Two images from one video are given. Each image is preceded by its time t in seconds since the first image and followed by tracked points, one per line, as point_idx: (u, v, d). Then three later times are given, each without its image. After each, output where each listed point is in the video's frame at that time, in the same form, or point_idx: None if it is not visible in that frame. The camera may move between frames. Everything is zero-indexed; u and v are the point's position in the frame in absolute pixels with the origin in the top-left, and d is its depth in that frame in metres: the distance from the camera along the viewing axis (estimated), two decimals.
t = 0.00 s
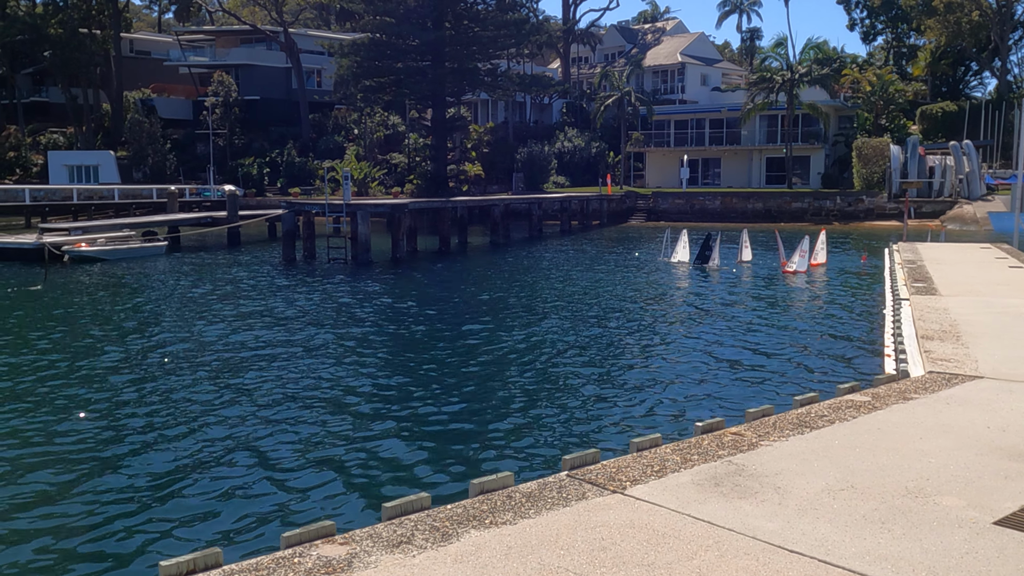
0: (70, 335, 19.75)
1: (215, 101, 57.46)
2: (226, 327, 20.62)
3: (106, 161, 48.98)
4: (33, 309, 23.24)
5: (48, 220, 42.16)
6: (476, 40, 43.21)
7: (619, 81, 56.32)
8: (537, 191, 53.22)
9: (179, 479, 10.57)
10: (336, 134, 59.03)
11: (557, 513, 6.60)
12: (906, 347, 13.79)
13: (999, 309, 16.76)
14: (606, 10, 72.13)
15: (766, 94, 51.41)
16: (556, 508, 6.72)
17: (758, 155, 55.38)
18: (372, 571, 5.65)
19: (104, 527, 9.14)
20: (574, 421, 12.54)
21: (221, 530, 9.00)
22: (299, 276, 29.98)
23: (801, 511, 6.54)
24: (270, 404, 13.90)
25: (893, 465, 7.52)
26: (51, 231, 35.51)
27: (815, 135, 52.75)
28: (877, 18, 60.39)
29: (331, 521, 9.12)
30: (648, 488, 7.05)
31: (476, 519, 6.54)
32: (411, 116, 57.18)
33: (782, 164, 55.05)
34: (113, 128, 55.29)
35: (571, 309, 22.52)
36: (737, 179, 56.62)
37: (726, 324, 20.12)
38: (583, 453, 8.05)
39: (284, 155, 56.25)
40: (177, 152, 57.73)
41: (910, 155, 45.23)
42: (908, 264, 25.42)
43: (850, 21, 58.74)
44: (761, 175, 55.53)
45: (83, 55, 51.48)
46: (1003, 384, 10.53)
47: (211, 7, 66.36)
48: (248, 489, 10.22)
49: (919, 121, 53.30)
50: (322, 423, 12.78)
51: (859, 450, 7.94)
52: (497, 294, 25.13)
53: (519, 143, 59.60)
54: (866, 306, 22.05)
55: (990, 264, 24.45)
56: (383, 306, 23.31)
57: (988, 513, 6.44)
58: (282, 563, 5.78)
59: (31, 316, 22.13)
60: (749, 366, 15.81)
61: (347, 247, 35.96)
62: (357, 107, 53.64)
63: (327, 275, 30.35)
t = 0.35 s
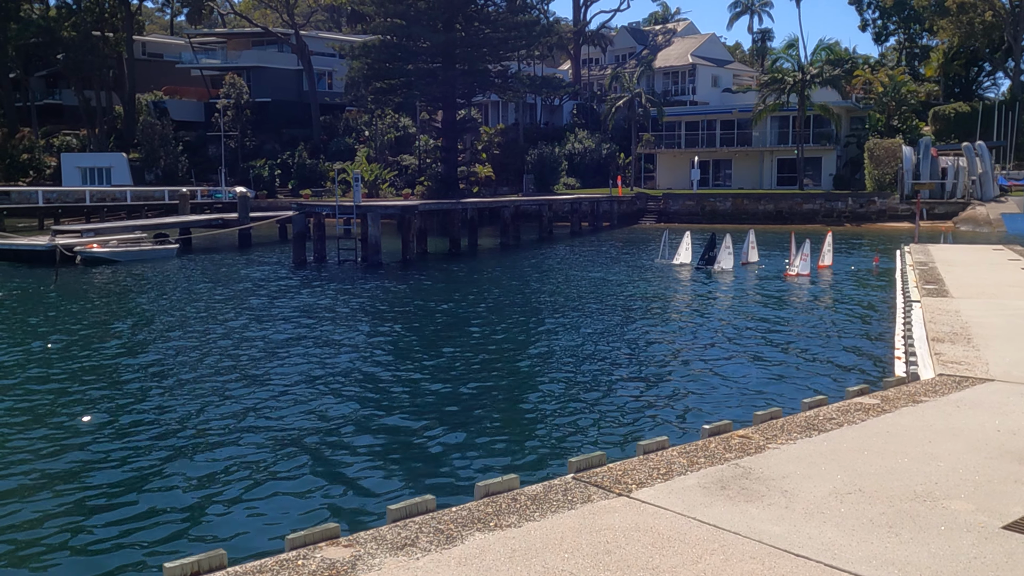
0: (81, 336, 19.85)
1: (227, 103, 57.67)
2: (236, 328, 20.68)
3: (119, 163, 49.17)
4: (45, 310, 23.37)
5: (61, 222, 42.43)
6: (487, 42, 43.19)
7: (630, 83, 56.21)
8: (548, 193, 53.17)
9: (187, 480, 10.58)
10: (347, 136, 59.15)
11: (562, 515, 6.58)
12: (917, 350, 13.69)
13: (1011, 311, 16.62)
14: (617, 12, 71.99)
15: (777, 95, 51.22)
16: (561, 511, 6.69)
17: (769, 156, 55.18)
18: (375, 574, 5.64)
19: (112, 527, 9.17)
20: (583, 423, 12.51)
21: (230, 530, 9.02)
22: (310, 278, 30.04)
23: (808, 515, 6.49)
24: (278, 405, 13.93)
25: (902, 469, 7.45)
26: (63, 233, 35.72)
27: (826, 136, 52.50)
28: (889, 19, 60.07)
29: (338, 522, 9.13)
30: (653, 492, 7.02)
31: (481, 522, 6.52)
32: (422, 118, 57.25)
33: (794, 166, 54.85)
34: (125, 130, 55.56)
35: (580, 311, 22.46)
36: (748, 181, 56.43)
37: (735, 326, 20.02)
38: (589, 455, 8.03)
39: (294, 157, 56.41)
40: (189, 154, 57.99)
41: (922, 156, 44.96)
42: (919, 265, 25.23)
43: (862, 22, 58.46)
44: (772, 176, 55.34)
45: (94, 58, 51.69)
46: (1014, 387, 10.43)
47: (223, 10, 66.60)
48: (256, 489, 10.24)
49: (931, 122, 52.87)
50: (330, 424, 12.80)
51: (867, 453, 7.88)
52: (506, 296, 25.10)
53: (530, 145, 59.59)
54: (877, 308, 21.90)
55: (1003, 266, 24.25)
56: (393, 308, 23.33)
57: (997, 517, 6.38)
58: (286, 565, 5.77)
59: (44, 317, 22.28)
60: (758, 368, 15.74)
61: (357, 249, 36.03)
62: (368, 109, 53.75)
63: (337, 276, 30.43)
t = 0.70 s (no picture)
0: (86, 335, 19.88)
1: (232, 103, 57.76)
2: (240, 327, 20.69)
3: (125, 163, 49.25)
4: (50, 309, 23.41)
5: (67, 222, 42.51)
6: (492, 42, 43.21)
7: (635, 82, 56.12)
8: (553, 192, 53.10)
9: (189, 479, 10.58)
10: (353, 135, 59.20)
11: (561, 517, 6.55)
12: (921, 350, 13.63)
13: (1016, 312, 16.54)
14: (622, 11, 71.90)
15: (783, 95, 51.11)
16: (561, 512, 6.66)
17: (775, 156, 55.05)
18: None
19: (113, 526, 9.17)
20: (586, 422, 12.50)
21: (231, 529, 9.01)
22: (314, 277, 30.03)
23: (810, 517, 6.45)
24: (281, 404, 13.92)
25: (905, 471, 7.40)
26: (69, 232, 35.79)
27: (832, 136, 52.34)
28: (895, 18, 59.93)
29: (338, 522, 9.11)
30: (654, 493, 6.98)
31: (480, 524, 6.50)
32: (428, 118, 57.21)
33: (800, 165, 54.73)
34: (131, 129, 55.68)
35: (584, 311, 22.43)
36: (754, 180, 56.29)
37: (739, 326, 19.96)
38: (590, 456, 8.00)
39: (300, 156, 56.44)
40: (195, 154, 58.10)
41: (929, 155, 44.72)
42: (925, 265, 25.09)
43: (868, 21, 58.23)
44: (778, 175, 55.21)
45: (100, 58, 51.41)
46: (1020, 389, 10.35)
47: (229, 10, 66.71)
48: (257, 488, 10.23)
49: (938, 122, 52.51)
50: (332, 424, 12.79)
51: (871, 455, 7.82)
52: (511, 296, 25.06)
53: (535, 144, 59.56)
54: (882, 308, 21.80)
55: (1009, 266, 24.11)
56: (397, 307, 23.32)
57: (1000, 519, 6.32)
58: (283, 566, 5.74)
59: (49, 316, 22.32)
60: (762, 368, 15.69)
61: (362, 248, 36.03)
62: (373, 108, 53.76)
63: (342, 276, 30.45)
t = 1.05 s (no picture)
0: (92, 332, 19.90)
1: (241, 101, 57.84)
2: (246, 325, 20.68)
3: (134, 161, 49.52)
4: (57, 306, 23.47)
5: (76, 219, 42.59)
6: (500, 40, 43.05)
7: (643, 80, 55.93)
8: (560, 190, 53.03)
9: (190, 476, 10.59)
10: (361, 133, 59.19)
11: (559, 517, 6.51)
12: (926, 350, 13.55)
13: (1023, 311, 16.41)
14: (630, 9, 71.76)
15: (791, 93, 50.88)
16: (558, 512, 6.63)
17: (783, 154, 54.85)
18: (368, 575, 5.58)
19: (113, 523, 9.18)
20: (589, 421, 12.46)
21: (231, 527, 9.01)
22: (320, 275, 30.03)
23: (808, 518, 6.40)
24: (285, 402, 13.90)
25: (906, 471, 7.34)
26: (77, 230, 35.86)
27: (841, 134, 52.08)
28: (904, 16, 59.58)
29: (337, 521, 9.09)
30: (652, 493, 6.94)
31: (476, 523, 6.47)
32: (435, 116, 57.13)
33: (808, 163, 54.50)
34: (140, 127, 55.80)
35: (589, 309, 22.37)
36: (762, 179, 56.08)
37: (745, 325, 19.84)
38: (590, 455, 7.95)
39: (308, 154, 56.45)
40: (202, 151, 58.24)
41: (937, 154, 44.07)
42: (933, 264, 24.94)
43: (877, 18, 57.94)
44: (786, 174, 55.03)
45: (109, 56, 51.79)
46: None
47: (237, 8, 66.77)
48: (258, 486, 10.23)
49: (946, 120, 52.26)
50: (334, 422, 12.76)
51: (873, 455, 7.77)
52: (516, 294, 25.00)
53: (542, 143, 59.45)
54: (889, 308, 21.66)
55: (1017, 265, 23.93)
56: (402, 305, 23.29)
57: (1001, 521, 6.26)
58: (278, 566, 5.72)
59: (56, 314, 22.38)
60: (767, 367, 15.60)
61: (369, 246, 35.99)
62: (380, 106, 53.72)
63: (349, 274, 30.44)
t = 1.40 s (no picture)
0: (103, 331, 19.93)
1: (252, 100, 58.02)
2: (255, 324, 20.67)
3: (147, 160, 49.78)
4: (69, 305, 23.57)
5: (88, 218, 42.73)
6: (511, 39, 42.96)
7: (654, 79, 55.78)
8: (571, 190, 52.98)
9: (196, 472, 10.60)
10: (372, 133, 59.31)
11: (561, 517, 6.48)
12: (936, 350, 13.44)
13: None
14: (641, 8, 71.62)
15: (803, 92, 50.64)
16: (561, 512, 6.60)
17: (795, 153, 54.60)
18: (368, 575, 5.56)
19: (120, 518, 9.21)
20: (596, 420, 12.42)
21: (237, 523, 9.01)
22: (330, 275, 30.07)
23: (813, 519, 6.34)
24: (293, 401, 13.88)
25: (912, 472, 7.27)
26: (90, 229, 36.01)
27: (853, 133, 51.78)
28: (917, 14, 59.22)
29: (340, 519, 9.07)
30: (656, 493, 6.90)
31: (478, 523, 6.44)
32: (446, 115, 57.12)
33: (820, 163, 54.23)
34: (152, 127, 56.02)
35: (599, 308, 22.30)
36: (774, 178, 55.85)
37: (754, 325, 19.73)
38: (594, 456, 7.90)
39: (319, 154, 56.56)
40: (215, 151, 58.47)
41: (951, 153, 44.25)
42: (944, 264, 24.78)
43: (890, 17, 57.60)
44: (798, 173, 54.80)
45: (123, 55, 52.24)
46: None
47: (249, 8, 67.04)
48: (265, 482, 10.24)
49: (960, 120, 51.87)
50: (341, 420, 12.76)
51: (879, 456, 7.71)
52: (525, 294, 24.97)
53: (553, 142, 59.38)
54: (900, 308, 21.51)
55: None
56: (412, 305, 23.30)
57: (1008, 523, 6.19)
58: (278, 565, 5.71)
59: (67, 312, 22.47)
60: (776, 367, 15.53)
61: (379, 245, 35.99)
62: (392, 105, 53.78)
63: (359, 273, 30.44)
